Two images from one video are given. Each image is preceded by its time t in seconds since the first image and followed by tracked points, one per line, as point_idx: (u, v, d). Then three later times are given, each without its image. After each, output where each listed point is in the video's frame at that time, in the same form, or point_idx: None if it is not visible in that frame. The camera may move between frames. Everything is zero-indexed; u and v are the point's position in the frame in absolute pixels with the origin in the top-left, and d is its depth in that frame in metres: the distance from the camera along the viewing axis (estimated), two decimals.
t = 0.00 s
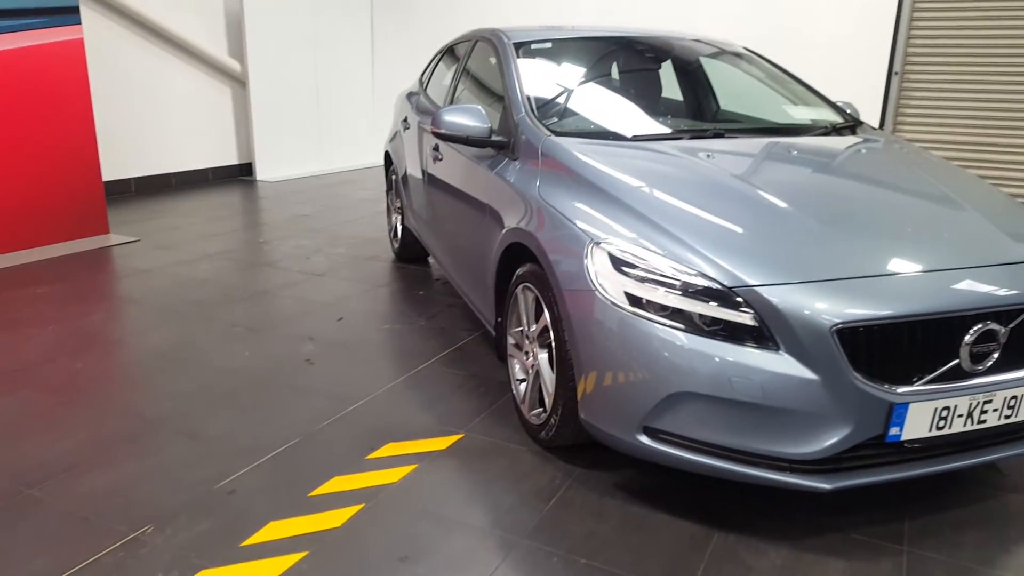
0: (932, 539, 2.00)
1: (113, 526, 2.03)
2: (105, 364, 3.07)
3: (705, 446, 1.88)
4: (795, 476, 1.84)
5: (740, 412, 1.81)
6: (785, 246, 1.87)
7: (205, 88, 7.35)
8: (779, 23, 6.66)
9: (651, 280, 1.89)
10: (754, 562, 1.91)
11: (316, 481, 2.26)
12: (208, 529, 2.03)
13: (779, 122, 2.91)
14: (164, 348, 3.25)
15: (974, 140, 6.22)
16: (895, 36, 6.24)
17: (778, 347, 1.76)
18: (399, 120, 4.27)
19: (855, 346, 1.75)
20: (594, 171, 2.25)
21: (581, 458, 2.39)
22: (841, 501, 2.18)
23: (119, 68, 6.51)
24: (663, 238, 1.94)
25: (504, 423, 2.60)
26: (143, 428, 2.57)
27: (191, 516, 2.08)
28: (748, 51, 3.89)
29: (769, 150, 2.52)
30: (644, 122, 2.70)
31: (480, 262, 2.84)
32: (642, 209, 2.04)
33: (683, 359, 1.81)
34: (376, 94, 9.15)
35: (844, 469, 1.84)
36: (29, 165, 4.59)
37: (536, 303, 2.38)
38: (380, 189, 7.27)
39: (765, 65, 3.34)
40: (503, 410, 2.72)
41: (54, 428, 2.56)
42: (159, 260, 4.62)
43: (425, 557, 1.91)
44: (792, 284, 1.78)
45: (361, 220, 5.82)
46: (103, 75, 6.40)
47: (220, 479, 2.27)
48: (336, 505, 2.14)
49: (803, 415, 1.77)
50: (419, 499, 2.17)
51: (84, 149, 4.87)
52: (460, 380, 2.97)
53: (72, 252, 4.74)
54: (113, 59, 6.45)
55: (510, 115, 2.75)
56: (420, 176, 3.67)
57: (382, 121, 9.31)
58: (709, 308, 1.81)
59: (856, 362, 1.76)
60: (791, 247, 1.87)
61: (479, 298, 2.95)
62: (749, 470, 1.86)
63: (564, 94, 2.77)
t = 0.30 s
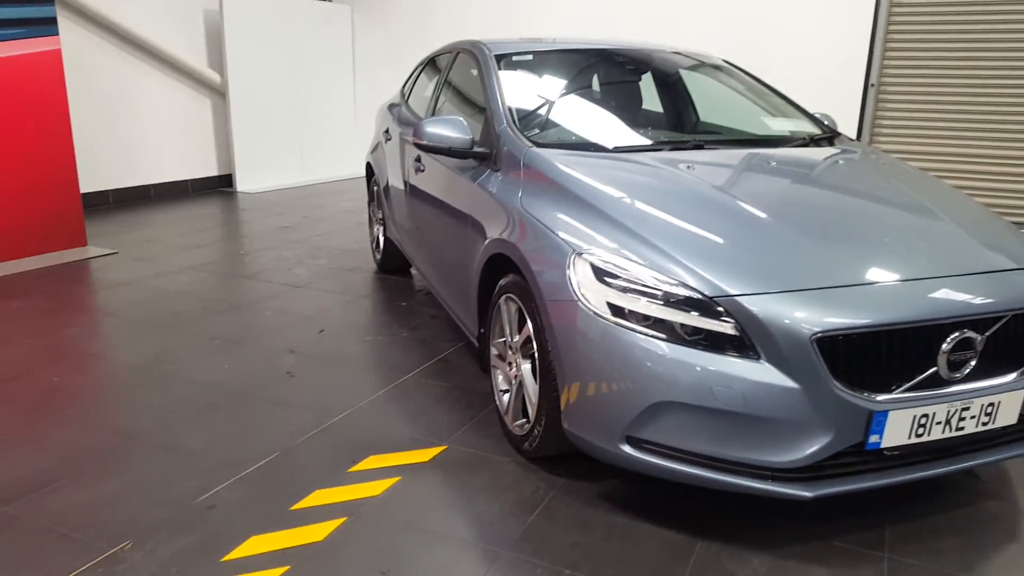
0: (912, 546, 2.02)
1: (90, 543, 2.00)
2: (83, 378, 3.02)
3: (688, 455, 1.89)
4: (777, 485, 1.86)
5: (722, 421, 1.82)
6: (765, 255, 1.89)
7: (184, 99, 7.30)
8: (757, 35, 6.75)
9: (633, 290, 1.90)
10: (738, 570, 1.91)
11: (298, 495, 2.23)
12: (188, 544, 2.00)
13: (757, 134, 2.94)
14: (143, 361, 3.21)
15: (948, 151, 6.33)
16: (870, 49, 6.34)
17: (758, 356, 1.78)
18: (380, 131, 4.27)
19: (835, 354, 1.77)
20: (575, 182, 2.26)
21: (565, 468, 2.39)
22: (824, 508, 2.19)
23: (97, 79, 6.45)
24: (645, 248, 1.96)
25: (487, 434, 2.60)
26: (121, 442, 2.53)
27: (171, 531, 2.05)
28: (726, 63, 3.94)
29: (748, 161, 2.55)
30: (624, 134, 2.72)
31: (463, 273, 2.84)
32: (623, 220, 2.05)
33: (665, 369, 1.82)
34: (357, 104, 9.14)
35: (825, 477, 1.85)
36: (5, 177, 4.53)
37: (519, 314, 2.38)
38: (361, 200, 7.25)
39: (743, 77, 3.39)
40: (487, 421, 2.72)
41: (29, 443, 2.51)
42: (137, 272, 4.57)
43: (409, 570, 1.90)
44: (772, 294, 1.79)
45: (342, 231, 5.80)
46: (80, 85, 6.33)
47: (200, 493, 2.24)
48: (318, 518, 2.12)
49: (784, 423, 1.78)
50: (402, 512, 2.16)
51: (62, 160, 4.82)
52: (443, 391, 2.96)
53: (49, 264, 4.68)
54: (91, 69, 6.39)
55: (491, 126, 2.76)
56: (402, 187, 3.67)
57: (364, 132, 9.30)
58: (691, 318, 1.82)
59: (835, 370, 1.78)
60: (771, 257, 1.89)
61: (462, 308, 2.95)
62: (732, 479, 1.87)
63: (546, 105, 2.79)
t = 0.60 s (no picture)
0: (894, 549, 2.04)
1: (68, 560, 1.97)
2: (60, 392, 2.98)
3: (672, 462, 1.90)
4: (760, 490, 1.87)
5: (705, 428, 1.83)
6: (746, 262, 1.91)
7: (163, 110, 7.25)
8: (735, 45, 6.82)
9: (616, 298, 1.91)
10: None
11: (280, 508, 2.21)
12: (169, 559, 1.98)
13: (737, 142, 2.97)
14: (122, 374, 3.17)
15: (923, 157, 6.44)
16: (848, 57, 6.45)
17: (740, 363, 1.79)
18: (361, 141, 4.26)
19: (816, 359, 1.79)
20: (557, 191, 2.27)
21: (550, 477, 2.38)
22: (807, 513, 2.21)
23: (74, 89, 6.38)
24: (627, 256, 1.97)
25: (471, 444, 2.59)
26: (100, 457, 2.49)
27: (151, 546, 2.03)
28: (705, 73, 3.98)
29: (728, 169, 2.58)
30: (605, 143, 2.73)
31: (445, 282, 2.84)
32: (605, 228, 2.06)
33: (648, 376, 1.83)
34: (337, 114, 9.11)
35: (808, 482, 1.87)
36: None
37: (502, 322, 2.38)
38: (343, 210, 7.22)
39: (722, 87, 3.42)
40: (470, 431, 2.71)
41: (5, 459, 2.47)
42: (115, 284, 4.52)
43: None
44: (752, 300, 1.81)
45: (323, 241, 5.77)
46: (57, 96, 6.26)
47: (180, 507, 2.21)
48: (301, 531, 2.10)
49: (766, 429, 1.79)
50: (386, 523, 2.14)
51: (38, 172, 4.75)
52: (426, 401, 2.95)
53: (25, 277, 4.61)
54: (68, 80, 6.32)
55: (473, 136, 2.77)
56: (383, 197, 3.66)
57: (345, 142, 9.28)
58: (673, 325, 1.83)
59: (816, 376, 1.79)
60: (752, 264, 1.91)
61: (445, 318, 2.94)
62: (716, 485, 1.88)
63: (527, 115, 2.80)
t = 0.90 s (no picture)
0: (875, 549, 2.06)
1: None
2: (36, 405, 2.93)
3: (654, 467, 1.90)
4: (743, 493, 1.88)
5: (688, 432, 1.84)
6: (726, 266, 1.93)
7: (140, 118, 7.17)
8: (712, 52, 6.88)
9: (597, 304, 1.92)
10: None
11: (262, 518, 2.19)
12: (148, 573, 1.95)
13: (715, 148, 3.00)
14: (100, 386, 3.13)
15: (897, 162, 6.54)
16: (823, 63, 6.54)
17: (721, 367, 1.80)
18: (341, 149, 4.25)
19: (795, 362, 1.80)
20: (538, 197, 2.28)
21: (533, 483, 2.38)
22: (789, 516, 2.22)
23: (50, 99, 6.31)
24: (607, 262, 1.98)
25: (455, 451, 2.58)
26: (77, 470, 2.45)
27: (131, 560, 1.99)
28: (684, 79, 4.01)
29: (707, 175, 2.60)
30: (585, 149, 2.75)
31: (427, 290, 2.83)
32: (586, 234, 2.07)
33: (631, 381, 1.84)
34: (317, 122, 9.07)
35: (789, 484, 1.88)
36: None
37: (484, 329, 2.38)
38: (323, 218, 7.19)
39: (700, 93, 3.45)
40: (453, 438, 2.70)
41: None
42: (93, 295, 4.46)
43: None
44: (732, 305, 1.82)
45: (303, 249, 5.73)
46: (32, 105, 6.18)
47: (160, 520, 2.18)
48: (283, 542, 2.08)
49: (748, 432, 1.81)
50: (370, 532, 2.13)
51: (13, 183, 4.68)
52: (409, 409, 2.94)
53: None
54: (44, 89, 6.25)
55: (453, 143, 2.77)
56: (364, 204, 3.65)
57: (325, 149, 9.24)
58: (654, 330, 1.84)
59: (796, 379, 1.81)
60: (731, 268, 1.92)
61: (428, 325, 2.93)
62: (699, 488, 1.89)
63: (507, 122, 2.81)
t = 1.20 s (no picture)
0: (858, 544, 2.08)
1: None
2: (14, 416, 2.88)
3: (639, 466, 1.91)
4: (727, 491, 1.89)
5: (672, 432, 1.84)
6: (708, 266, 1.94)
7: (116, 123, 7.08)
8: (691, 53, 6.93)
9: (580, 305, 1.92)
10: None
11: (246, 526, 2.17)
12: None
13: (695, 148, 3.02)
14: (79, 395, 3.09)
15: (874, 160, 6.62)
16: (801, 63, 6.61)
17: (704, 366, 1.81)
18: (322, 153, 4.23)
19: (777, 361, 1.82)
20: (519, 199, 2.28)
21: (519, 485, 2.38)
22: (773, 512, 2.24)
23: (25, 105, 6.23)
24: (590, 263, 1.98)
25: (440, 455, 2.58)
26: (56, 481, 2.42)
27: (113, 571, 1.97)
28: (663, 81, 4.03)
29: (688, 175, 2.61)
30: (566, 151, 2.75)
31: (410, 293, 2.82)
32: (568, 235, 2.08)
33: (614, 381, 1.84)
34: (297, 126, 9.02)
35: (773, 481, 1.89)
36: None
37: (468, 332, 2.38)
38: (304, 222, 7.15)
39: (680, 94, 3.48)
40: (438, 442, 2.70)
41: None
42: (71, 303, 4.40)
43: None
44: (714, 304, 1.83)
45: (285, 254, 5.69)
46: (7, 112, 6.10)
47: (143, 529, 2.15)
48: (268, 549, 2.06)
49: (732, 431, 1.82)
50: (355, 537, 2.12)
51: None
52: (393, 413, 2.93)
53: None
54: (19, 96, 6.17)
55: (434, 146, 2.76)
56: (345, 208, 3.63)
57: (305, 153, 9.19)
58: (637, 330, 1.85)
59: (777, 377, 1.82)
60: (713, 267, 1.93)
61: (411, 329, 2.93)
62: (683, 487, 1.90)
63: (488, 124, 2.81)
